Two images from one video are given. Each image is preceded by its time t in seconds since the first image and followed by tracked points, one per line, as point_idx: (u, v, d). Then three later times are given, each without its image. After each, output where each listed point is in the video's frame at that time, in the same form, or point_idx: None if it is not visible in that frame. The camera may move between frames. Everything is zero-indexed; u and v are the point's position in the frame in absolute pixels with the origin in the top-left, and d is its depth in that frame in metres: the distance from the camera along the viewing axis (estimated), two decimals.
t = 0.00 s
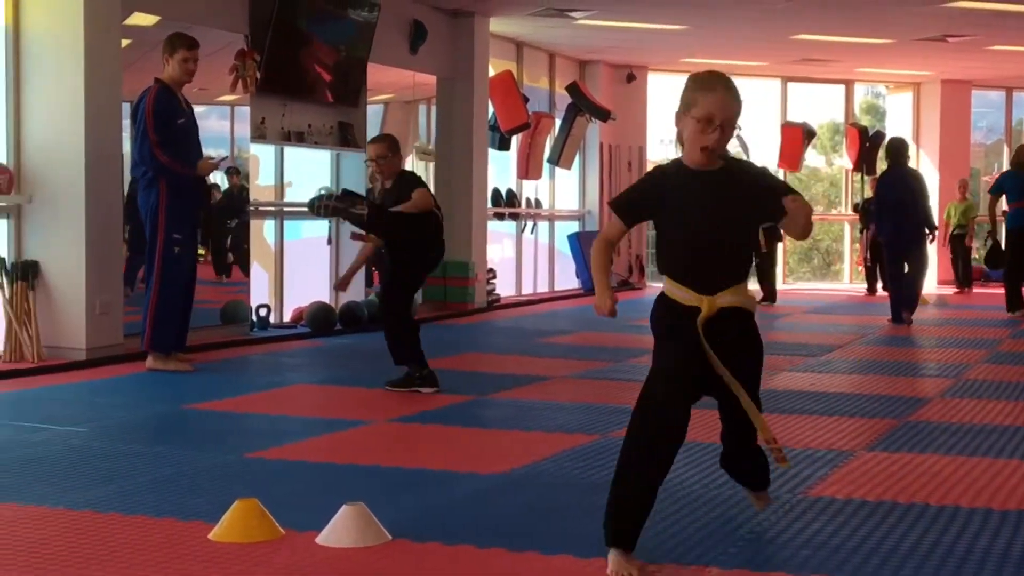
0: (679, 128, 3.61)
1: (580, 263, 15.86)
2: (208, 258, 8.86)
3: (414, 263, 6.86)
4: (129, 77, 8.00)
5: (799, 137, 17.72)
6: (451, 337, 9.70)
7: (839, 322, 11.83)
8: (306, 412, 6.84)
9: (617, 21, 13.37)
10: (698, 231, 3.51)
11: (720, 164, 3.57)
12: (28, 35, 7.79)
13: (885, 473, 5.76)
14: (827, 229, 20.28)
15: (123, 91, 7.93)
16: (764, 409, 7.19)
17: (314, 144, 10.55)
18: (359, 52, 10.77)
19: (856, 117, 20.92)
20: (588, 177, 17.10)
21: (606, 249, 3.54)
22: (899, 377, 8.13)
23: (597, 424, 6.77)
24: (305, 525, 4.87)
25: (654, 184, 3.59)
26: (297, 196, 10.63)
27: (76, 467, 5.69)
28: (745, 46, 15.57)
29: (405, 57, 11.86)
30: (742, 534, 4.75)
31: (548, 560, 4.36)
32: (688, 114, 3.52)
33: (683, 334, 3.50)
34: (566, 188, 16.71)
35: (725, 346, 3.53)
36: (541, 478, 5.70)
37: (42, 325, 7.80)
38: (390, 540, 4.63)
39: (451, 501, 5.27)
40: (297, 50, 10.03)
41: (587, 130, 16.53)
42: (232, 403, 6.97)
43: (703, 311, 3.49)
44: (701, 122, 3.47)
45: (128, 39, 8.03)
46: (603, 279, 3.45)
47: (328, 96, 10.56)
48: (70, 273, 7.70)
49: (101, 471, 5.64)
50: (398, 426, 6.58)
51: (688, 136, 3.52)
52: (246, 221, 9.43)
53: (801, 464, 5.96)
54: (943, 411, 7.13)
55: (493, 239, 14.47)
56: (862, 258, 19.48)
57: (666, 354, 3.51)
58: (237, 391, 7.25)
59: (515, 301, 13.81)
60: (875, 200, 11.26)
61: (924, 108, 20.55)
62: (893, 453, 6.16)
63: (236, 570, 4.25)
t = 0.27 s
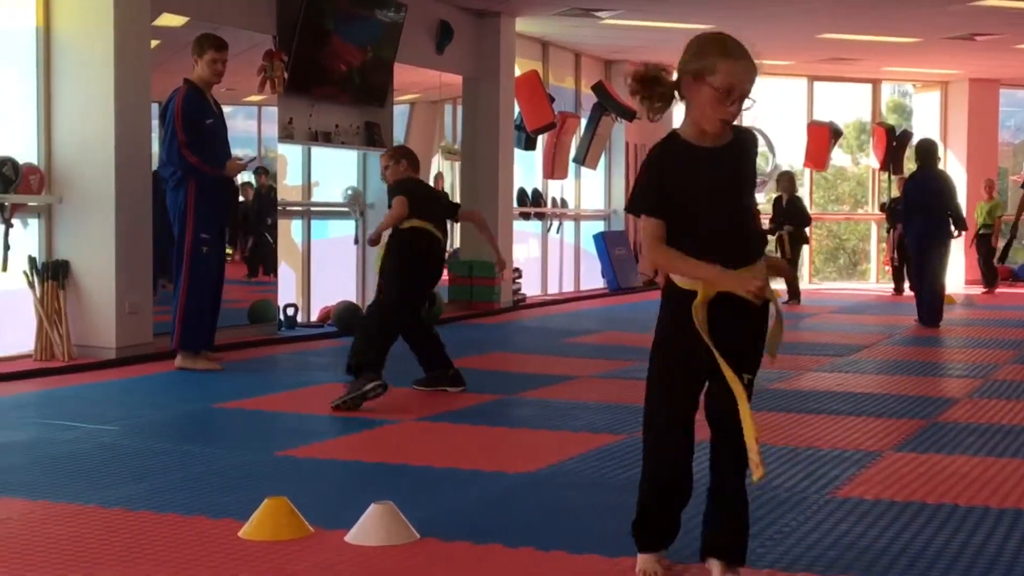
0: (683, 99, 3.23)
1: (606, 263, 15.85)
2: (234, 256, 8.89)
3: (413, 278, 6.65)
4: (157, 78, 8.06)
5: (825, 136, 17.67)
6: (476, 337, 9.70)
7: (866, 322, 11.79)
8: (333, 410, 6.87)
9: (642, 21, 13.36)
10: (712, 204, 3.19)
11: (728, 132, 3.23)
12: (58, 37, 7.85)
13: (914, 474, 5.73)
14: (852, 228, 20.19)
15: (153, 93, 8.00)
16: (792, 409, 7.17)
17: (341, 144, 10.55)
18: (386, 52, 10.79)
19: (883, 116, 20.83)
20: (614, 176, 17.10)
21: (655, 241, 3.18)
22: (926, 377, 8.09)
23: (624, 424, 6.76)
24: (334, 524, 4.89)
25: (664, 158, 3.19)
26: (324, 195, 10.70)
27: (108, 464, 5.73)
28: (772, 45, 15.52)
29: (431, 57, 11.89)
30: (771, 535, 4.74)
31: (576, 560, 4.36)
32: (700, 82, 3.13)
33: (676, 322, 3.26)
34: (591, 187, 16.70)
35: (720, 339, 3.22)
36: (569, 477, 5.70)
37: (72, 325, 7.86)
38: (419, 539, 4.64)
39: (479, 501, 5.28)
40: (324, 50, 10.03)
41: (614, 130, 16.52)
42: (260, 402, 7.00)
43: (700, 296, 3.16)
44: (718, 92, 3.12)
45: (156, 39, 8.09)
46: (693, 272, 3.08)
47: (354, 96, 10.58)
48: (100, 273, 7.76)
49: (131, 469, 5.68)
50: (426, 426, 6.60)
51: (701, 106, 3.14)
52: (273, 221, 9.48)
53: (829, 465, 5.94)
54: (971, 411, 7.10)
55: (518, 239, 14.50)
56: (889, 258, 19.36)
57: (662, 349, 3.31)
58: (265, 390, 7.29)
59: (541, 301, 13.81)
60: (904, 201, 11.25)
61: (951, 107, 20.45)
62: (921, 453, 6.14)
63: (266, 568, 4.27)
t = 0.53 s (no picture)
0: (762, 119, 2.81)
1: (630, 262, 15.84)
2: (261, 255, 8.96)
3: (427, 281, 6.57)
4: (184, 78, 8.11)
5: (851, 134, 17.68)
6: (501, 336, 9.72)
7: (892, 321, 11.76)
8: (359, 409, 6.90)
9: (667, 20, 13.36)
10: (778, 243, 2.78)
11: (801, 170, 2.84)
12: (87, 37, 7.92)
13: (942, 474, 5.71)
14: (878, 228, 20.11)
15: (181, 93, 8.06)
16: (818, 408, 7.15)
17: (366, 143, 10.61)
18: (410, 52, 10.85)
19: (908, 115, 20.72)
20: (638, 175, 17.09)
21: (707, 272, 2.77)
22: (953, 377, 8.06)
23: (649, 423, 6.77)
24: (363, 521, 4.91)
25: (730, 181, 2.78)
26: (350, 194, 10.57)
27: (138, 462, 5.77)
28: (797, 43, 15.50)
29: (457, 56, 11.93)
30: (798, 535, 4.73)
31: (604, 559, 4.36)
32: (796, 104, 2.73)
33: (695, 368, 2.89)
34: (615, 186, 16.70)
35: (748, 390, 2.81)
36: (595, 476, 5.71)
37: (101, 322, 7.92)
38: (445, 536, 4.66)
39: (506, 499, 5.29)
40: (350, 50, 10.10)
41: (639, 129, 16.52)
42: (287, 400, 7.03)
43: (743, 346, 2.78)
44: (814, 115, 2.73)
45: (184, 39, 8.16)
46: (758, 295, 2.69)
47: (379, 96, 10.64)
48: (128, 272, 7.81)
49: (160, 466, 5.71)
50: (452, 424, 6.61)
51: (791, 133, 2.73)
52: (300, 220, 9.52)
53: (856, 465, 5.93)
54: (999, 412, 7.07)
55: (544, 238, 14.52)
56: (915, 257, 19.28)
57: (679, 400, 2.95)
58: (292, 388, 7.32)
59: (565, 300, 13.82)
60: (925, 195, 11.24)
61: (978, 106, 20.35)
62: (948, 453, 6.11)
63: (295, 565, 4.30)
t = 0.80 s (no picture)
0: (908, 93, 2.39)
1: (655, 262, 15.83)
2: (286, 255, 9.01)
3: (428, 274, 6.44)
4: (209, 78, 8.16)
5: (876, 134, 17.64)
6: (526, 335, 9.72)
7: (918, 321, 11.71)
8: (385, 408, 6.92)
9: (691, 19, 13.33)
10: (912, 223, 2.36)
11: (950, 149, 2.42)
12: (115, 39, 7.97)
13: (970, 476, 5.67)
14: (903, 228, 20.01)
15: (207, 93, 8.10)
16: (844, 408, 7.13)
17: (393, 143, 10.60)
18: (435, 52, 10.87)
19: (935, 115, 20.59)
20: (663, 174, 17.07)
21: (796, 216, 2.35)
22: (980, 377, 8.01)
23: (675, 423, 6.76)
24: (390, 520, 4.92)
25: (849, 153, 2.38)
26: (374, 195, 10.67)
27: (167, 460, 5.81)
28: (821, 43, 15.44)
29: (482, 56, 11.95)
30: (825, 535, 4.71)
31: (630, 559, 4.35)
32: (956, 79, 2.31)
33: (835, 357, 2.40)
34: (640, 186, 16.68)
35: (893, 382, 2.44)
36: (621, 476, 5.70)
37: (129, 322, 7.96)
38: (472, 536, 4.66)
39: (532, 499, 5.29)
40: (375, 50, 10.10)
41: (663, 129, 16.49)
42: (313, 399, 7.06)
43: (887, 338, 2.37)
44: (977, 89, 2.31)
45: (211, 40, 8.21)
46: (794, 247, 2.27)
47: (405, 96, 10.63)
48: (155, 271, 7.86)
49: (188, 465, 5.74)
50: (477, 424, 6.62)
51: (947, 111, 2.32)
52: (326, 220, 9.55)
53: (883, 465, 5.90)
54: None
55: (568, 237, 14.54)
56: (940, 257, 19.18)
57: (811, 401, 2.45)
58: (318, 387, 7.35)
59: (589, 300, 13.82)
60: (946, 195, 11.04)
61: (1005, 104, 20.22)
62: (977, 454, 6.07)
63: (321, 563, 4.31)
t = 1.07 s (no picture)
0: None
1: (679, 262, 15.82)
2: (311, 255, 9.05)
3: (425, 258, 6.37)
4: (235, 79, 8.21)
5: (902, 133, 17.64)
6: (550, 336, 9.73)
7: (943, 322, 11.66)
8: (410, 408, 6.94)
9: (715, 19, 13.31)
10: None
11: None
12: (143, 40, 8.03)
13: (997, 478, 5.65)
14: (928, 228, 19.90)
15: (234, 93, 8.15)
16: (869, 409, 7.11)
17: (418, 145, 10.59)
18: (459, 53, 10.90)
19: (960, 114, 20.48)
20: (687, 174, 17.03)
21: None
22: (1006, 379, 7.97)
23: (699, 423, 6.76)
24: (416, 520, 4.94)
25: None
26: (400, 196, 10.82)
27: (195, 459, 5.85)
28: (846, 42, 15.38)
29: (506, 56, 11.97)
30: (850, 536, 4.70)
31: (656, 559, 4.35)
32: None
33: None
34: (664, 186, 16.65)
35: None
36: (646, 476, 5.70)
37: (156, 321, 8.01)
38: (497, 536, 4.67)
39: (557, 499, 5.30)
40: (399, 51, 10.09)
41: (687, 129, 16.47)
42: (339, 399, 7.09)
43: None
44: None
45: (238, 41, 8.27)
46: None
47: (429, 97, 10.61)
48: (181, 271, 7.90)
49: (215, 464, 5.77)
50: (501, 424, 6.63)
51: None
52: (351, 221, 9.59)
53: (909, 466, 5.89)
54: None
55: (592, 238, 14.53)
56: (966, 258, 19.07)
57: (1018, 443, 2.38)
58: (343, 387, 7.38)
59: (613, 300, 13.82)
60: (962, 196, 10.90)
61: None
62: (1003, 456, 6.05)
63: (348, 563, 4.32)
